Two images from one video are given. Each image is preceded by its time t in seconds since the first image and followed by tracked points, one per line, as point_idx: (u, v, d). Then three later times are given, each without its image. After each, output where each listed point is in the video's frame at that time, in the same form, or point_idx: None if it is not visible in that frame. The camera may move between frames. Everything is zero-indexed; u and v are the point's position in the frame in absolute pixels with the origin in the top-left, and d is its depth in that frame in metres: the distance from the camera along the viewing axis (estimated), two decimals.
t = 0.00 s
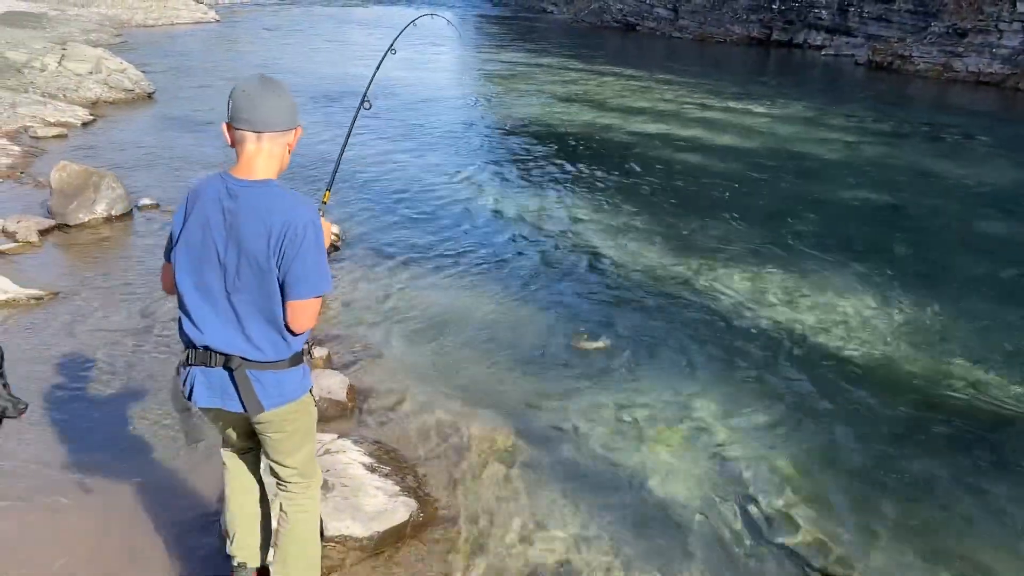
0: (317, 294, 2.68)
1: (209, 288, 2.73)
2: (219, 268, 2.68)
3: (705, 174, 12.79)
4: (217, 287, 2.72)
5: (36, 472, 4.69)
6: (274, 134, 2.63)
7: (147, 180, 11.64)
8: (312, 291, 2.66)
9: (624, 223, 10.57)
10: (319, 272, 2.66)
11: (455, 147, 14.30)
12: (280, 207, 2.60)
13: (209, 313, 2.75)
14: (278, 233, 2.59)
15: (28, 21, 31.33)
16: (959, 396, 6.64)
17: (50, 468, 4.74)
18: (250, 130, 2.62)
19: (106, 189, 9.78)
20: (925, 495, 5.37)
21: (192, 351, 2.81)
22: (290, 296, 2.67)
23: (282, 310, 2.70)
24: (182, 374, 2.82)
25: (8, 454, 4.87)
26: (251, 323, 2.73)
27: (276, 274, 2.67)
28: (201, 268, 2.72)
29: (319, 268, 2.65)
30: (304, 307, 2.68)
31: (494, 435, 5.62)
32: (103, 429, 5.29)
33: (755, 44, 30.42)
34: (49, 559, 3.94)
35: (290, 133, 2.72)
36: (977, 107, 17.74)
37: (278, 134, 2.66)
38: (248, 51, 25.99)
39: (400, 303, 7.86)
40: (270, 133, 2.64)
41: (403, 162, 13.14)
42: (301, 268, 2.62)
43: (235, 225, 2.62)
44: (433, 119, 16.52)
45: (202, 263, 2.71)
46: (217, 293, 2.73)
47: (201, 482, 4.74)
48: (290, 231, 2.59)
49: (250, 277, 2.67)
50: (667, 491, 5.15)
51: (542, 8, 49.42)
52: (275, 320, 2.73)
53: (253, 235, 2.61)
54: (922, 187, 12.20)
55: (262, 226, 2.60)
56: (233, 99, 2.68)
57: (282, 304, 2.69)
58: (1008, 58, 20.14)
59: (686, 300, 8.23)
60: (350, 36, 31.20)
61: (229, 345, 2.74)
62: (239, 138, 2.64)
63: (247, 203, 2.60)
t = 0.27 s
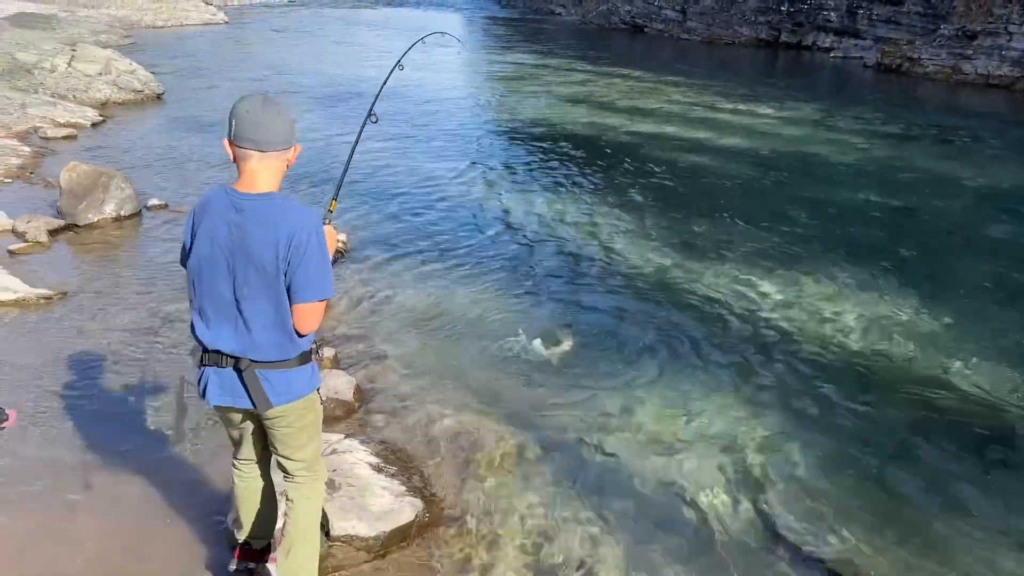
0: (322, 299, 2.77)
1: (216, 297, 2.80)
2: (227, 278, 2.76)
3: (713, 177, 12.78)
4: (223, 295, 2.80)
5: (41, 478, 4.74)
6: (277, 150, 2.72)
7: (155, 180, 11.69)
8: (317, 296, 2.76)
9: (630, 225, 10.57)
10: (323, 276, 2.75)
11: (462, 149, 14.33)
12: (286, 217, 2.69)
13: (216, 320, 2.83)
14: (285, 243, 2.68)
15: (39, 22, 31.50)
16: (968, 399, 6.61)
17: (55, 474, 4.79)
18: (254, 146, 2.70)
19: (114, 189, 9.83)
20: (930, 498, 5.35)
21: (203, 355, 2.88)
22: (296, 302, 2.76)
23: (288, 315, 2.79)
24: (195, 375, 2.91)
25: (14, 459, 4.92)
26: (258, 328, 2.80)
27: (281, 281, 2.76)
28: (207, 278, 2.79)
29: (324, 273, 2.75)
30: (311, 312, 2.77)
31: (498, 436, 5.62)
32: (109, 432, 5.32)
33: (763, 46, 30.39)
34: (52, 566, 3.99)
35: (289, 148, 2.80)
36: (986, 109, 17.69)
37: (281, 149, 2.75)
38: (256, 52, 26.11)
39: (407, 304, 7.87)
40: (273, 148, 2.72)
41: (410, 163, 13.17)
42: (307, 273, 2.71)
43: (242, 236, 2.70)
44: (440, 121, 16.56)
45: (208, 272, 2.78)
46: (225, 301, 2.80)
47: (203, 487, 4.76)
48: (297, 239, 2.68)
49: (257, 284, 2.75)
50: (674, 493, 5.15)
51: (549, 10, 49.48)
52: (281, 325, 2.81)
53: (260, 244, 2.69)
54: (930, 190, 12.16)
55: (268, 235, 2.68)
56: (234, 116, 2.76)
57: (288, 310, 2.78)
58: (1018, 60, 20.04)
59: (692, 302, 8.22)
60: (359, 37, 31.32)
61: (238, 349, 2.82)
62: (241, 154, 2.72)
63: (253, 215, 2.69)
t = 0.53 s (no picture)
0: (316, 275, 3.12)
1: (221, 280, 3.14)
2: (230, 262, 3.09)
3: (720, 178, 12.77)
4: (228, 277, 3.13)
5: (48, 476, 4.76)
6: (265, 142, 3.04)
7: (164, 181, 11.73)
8: (312, 273, 3.11)
9: (637, 226, 10.56)
10: (317, 256, 3.11)
11: (469, 150, 14.35)
12: (280, 204, 3.03)
13: (222, 300, 3.16)
14: (280, 227, 3.03)
15: (48, 23, 31.62)
16: (976, 401, 6.59)
17: (62, 473, 4.81)
18: (244, 139, 3.02)
19: (124, 190, 9.87)
20: (939, 500, 5.33)
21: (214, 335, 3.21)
22: (293, 279, 3.11)
23: (287, 292, 3.14)
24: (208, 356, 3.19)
25: (21, 457, 4.94)
26: (261, 305, 3.15)
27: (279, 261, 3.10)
28: (212, 263, 3.12)
29: (317, 253, 3.10)
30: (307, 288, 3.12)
31: (506, 437, 5.62)
32: (117, 430, 5.33)
33: (771, 47, 30.34)
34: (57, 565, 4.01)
35: (276, 140, 3.14)
36: (995, 111, 17.65)
37: (268, 141, 3.08)
38: (265, 54, 26.20)
39: (414, 304, 7.88)
40: (261, 140, 3.04)
41: (418, 164, 13.20)
42: (303, 253, 3.07)
43: (242, 223, 3.04)
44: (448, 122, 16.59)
45: (213, 258, 3.12)
46: (229, 284, 3.13)
47: (208, 485, 4.76)
48: (291, 223, 3.03)
49: (258, 266, 3.09)
50: (681, 494, 5.14)
51: (557, 12, 49.49)
52: (281, 301, 3.16)
53: (258, 229, 3.03)
54: (939, 192, 12.12)
55: (265, 221, 3.02)
56: (223, 113, 3.07)
57: (288, 288, 3.13)
58: None
59: (700, 304, 8.21)
60: (367, 39, 31.42)
61: (244, 326, 3.15)
62: (232, 147, 3.04)
63: (250, 204, 3.03)
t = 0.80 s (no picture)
0: (319, 252, 3.31)
1: (229, 261, 3.32)
2: (237, 244, 3.28)
3: (727, 179, 12.76)
4: (235, 259, 3.32)
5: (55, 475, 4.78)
6: (260, 127, 3.19)
7: (171, 181, 11.76)
8: (315, 250, 3.29)
9: (644, 227, 10.55)
10: (318, 235, 3.29)
11: (475, 150, 14.36)
12: (280, 187, 3.21)
13: (232, 279, 3.35)
14: (282, 209, 3.21)
15: (57, 24, 31.78)
16: (985, 403, 6.56)
17: (70, 471, 4.82)
18: (240, 126, 3.17)
19: (131, 189, 9.90)
20: (947, 501, 5.32)
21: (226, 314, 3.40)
22: (297, 258, 3.29)
23: (292, 269, 3.32)
24: (225, 332, 3.33)
25: (30, 456, 4.95)
26: (269, 284, 3.34)
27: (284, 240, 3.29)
28: (219, 245, 3.30)
29: (318, 232, 3.28)
30: (311, 265, 3.30)
31: (512, 437, 5.61)
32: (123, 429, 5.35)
33: (778, 48, 30.19)
34: (64, 562, 4.03)
35: (271, 126, 3.29)
36: (1003, 112, 17.60)
37: (264, 126, 3.23)
38: (272, 55, 26.26)
39: (421, 305, 7.88)
40: (255, 125, 3.20)
41: (424, 164, 13.23)
42: (304, 233, 3.25)
43: (245, 206, 3.21)
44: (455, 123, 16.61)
45: (219, 241, 3.30)
46: (238, 263, 3.32)
47: (215, 486, 4.76)
48: (292, 205, 3.21)
49: (265, 246, 3.28)
50: (689, 494, 5.13)
51: (563, 13, 49.52)
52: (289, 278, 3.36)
53: (261, 212, 3.21)
54: (947, 193, 12.09)
55: (268, 204, 3.21)
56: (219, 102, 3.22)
57: (293, 266, 3.31)
58: None
59: (707, 305, 8.19)
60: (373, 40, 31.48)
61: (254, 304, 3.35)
62: (230, 134, 3.19)
63: (251, 188, 3.20)
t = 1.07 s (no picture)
0: (330, 240, 3.41)
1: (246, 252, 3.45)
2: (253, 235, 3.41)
3: (732, 179, 12.75)
4: (251, 248, 3.44)
5: (64, 475, 4.80)
6: (270, 124, 3.32)
7: (177, 181, 11.79)
8: (326, 238, 3.40)
9: (649, 227, 10.55)
10: (329, 222, 3.39)
11: (480, 150, 14.37)
12: (291, 178, 3.32)
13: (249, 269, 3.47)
14: (293, 199, 3.32)
15: (63, 24, 31.91)
16: (993, 403, 6.54)
17: (78, 471, 4.84)
18: (250, 122, 3.29)
19: (138, 189, 9.93)
20: (954, 503, 5.30)
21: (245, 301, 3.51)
22: (309, 246, 3.40)
23: (305, 257, 3.43)
24: (247, 311, 3.43)
25: (37, 456, 4.97)
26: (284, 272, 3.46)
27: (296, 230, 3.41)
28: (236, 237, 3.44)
29: (328, 220, 3.39)
30: (323, 253, 3.40)
31: (518, 437, 5.62)
32: (130, 429, 5.37)
33: (783, 48, 30.22)
34: (72, 563, 4.04)
35: (281, 120, 3.42)
36: (1010, 113, 17.54)
37: (274, 121, 3.36)
38: (277, 55, 26.33)
39: (427, 305, 7.89)
40: (266, 120, 3.32)
41: (429, 164, 13.24)
42: (315, 221, 3.35)
43: (258, 198, 3.34)
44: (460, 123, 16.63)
45: (235, 233, 3.43)
46: (254, 254, 3.44)
47: (223, 486, 4.77)
48: (303, 195, 3.32)
49: (279, 236, 3.40)
50: (695, 495, 5.13)
51: (568, 13, 49.56)
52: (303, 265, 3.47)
53: (273, 203, 3.33)
54: (953, 194, 12.07)
55: (278, 194, 3.32)
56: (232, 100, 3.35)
57: (306, 254, 3.42)
58: None
59: (713, 305, 8.19)
60: (378, 40, 31.54)
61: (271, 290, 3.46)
62: (241, 131, 3.32)
63: (263, 181, 3.32)
